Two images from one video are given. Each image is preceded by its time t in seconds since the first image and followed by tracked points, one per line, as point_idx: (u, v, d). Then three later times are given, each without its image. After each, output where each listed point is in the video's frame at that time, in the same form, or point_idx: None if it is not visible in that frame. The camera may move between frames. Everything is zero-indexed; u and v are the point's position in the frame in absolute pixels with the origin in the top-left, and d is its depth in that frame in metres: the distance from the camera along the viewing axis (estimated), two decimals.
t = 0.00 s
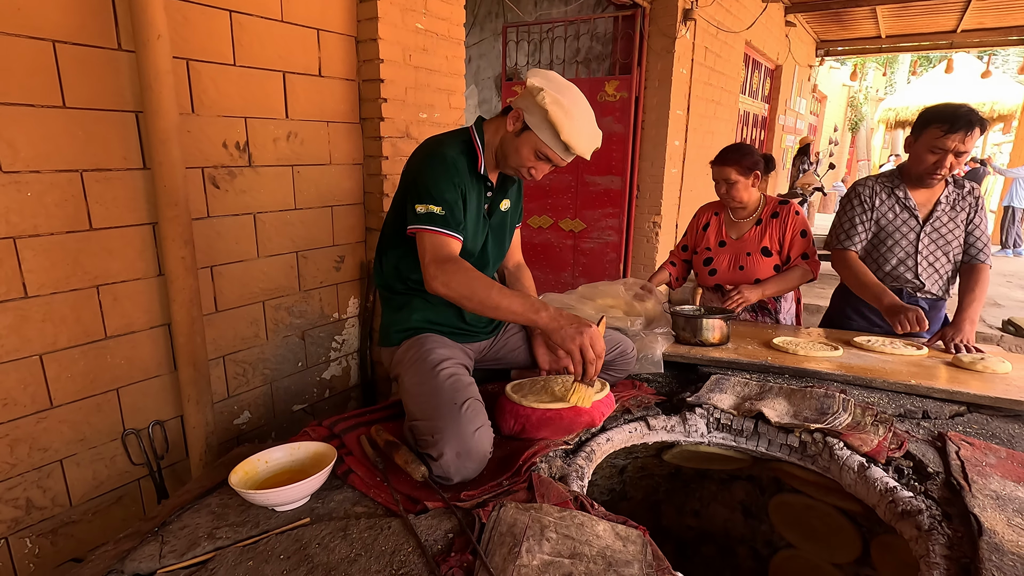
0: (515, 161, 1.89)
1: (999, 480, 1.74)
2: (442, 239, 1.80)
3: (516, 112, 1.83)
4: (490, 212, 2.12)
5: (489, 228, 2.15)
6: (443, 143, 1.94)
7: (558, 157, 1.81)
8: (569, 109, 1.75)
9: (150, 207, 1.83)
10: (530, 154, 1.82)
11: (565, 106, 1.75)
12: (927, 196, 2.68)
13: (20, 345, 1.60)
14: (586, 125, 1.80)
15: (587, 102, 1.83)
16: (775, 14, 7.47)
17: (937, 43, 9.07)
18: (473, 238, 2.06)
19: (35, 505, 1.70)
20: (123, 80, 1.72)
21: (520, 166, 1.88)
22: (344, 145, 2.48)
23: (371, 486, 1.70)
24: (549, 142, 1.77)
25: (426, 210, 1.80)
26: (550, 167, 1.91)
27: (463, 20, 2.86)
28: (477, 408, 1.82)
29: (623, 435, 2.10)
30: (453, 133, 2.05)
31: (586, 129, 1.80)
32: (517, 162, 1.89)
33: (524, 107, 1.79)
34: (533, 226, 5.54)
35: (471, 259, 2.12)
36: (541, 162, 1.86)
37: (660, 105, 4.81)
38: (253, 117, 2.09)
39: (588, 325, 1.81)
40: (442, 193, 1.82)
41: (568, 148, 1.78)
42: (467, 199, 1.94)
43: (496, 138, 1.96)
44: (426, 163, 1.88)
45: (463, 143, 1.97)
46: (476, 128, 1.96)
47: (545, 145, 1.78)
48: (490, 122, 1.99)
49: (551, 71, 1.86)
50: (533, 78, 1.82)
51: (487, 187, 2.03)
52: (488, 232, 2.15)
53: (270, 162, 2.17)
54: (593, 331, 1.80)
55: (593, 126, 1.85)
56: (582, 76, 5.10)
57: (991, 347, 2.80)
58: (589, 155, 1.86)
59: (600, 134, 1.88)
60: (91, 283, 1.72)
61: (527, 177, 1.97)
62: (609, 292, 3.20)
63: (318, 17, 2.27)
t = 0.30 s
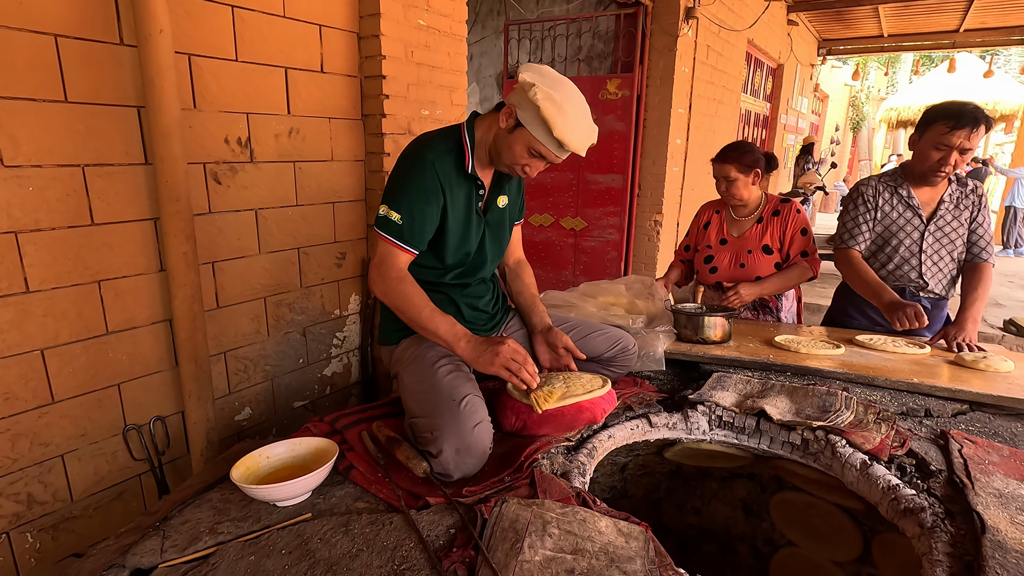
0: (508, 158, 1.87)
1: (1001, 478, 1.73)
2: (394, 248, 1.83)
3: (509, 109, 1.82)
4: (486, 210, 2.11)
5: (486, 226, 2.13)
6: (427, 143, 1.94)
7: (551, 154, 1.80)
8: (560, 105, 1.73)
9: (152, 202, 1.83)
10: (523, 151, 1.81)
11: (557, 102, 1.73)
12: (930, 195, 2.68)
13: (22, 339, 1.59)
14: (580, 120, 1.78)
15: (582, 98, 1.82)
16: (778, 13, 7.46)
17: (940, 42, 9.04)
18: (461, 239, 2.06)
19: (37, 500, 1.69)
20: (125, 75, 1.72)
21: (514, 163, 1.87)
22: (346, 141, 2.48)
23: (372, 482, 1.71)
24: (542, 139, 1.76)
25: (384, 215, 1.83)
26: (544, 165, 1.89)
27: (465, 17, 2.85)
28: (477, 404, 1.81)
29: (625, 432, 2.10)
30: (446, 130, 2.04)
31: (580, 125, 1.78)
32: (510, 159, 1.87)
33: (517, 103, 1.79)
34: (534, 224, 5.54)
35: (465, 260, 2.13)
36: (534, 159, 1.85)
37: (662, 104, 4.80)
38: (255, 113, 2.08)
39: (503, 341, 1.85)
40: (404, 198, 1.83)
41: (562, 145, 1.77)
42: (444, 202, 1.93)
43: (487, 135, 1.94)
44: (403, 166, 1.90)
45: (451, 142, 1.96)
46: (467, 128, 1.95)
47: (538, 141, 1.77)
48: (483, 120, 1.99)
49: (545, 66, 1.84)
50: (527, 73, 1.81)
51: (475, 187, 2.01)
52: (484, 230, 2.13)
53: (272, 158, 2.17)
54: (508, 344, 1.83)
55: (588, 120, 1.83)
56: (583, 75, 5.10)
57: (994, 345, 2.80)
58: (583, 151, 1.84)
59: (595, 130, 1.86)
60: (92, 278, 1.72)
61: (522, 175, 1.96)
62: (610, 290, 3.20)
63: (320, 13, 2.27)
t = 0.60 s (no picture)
0: (499, 157, 1.88)
1: (1002, 477, 1.73)
2: (398, 247, 1.85)
3: (500, 107, 1.81)
4: (483, 207, 2.10)
5: (483, 223, 2.13)
6: (421, 142, 1.94)
7: (541, 153, 1.79)
8: (550, 104, 1.71)
9: (152, 200, 1.82)
10: (513, 149, 1.81)
11: (545, 102, 1.72)
12: (933, 192, 2.67)
13: (22, 336, 1.59)
14: (570, 119, 1.76)
15: (575, 96, 1.81)
16: (779, 12, 7.44)
17: (942, 41, 9.02)
18: (458, 238, 2.06)
19: (37, 497, 1.70)
20: (126, 73, 1.71)
21: (505, 161, 1.87)
22: (346, 139, 2.48)
23: (373, 480, 1.70)
24: (530, 138, 1.75)
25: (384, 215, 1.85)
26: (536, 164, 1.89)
27: (466, 15, 2.84)
28: (477, 402, 1.81)
29: (625, 431, 2.10)
30: (442, 127, 2.03)
31: (570, 124, 1.75)
32: (501, 158, 1.88)
33: (507, 102, 1.77)
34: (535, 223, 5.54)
35: (463, 259, 2.13)
36: (524, 157, 1.84)
37: (664, 102, 4.79)
38: (256, 111, 2.08)
39: (513, 329, 1.82)
40: (402, 198, 1.85)
41: (552, 145, 1.75)
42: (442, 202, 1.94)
43: (480, 133, 1.94)
44: (399, 165, 1.91)
45: (445, 140, 1.95)
46: (460, 127, 1.96)
47: (528, 140, 1.75)
48: (476, 117, 1.99)
49: (535, 64, 1.84)
50: (517, 71, 1.81)
51: (471, 185, 2.00)
52: (482, 228, 2.13)
53: (273, 156, 2.17)
54: (517, 333, 1.79)
55: (581, 120, 1.81)
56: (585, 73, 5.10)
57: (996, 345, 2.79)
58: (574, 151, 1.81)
59: (587, 129, 1.84)
60: (93, 275, 1.72)
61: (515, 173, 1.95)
62: (611, 289, 3.20)
63: (321, 11, 2.26)
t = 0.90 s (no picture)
0: (513, 159, 1.87)
1: (1001, 477, 1.73)
2: (393, 241, 1.85)
3: (512, 109, 1.81)
4: (490, 206, 2.10)
5: (488, 223, 2.12)
6: (428, 139, 1.95)
7: (557, 154, 1.80)
8: (566, 106, 1.73)
9: (151, 198, 1.82)
10: (528, 152, 1.81)
11: (562, 104, 1.73)
12: (931, 192, 2.67)
13: (21, 335, 1.59)
14: (585, 119, 1.78)
15: (586, 97, 1.82)
16: (779, 11, 7.43)
17: (942, 41, 9.00)
18: (462, 235, 2.06)
19: (37, 496, 1.70)
20: (125, 71, 1.71)
21: (519, 163, 1.86)
22: (346, 138, 2.47)
23: (372, 479, 1.70)
24: (547, 140, 1.76)
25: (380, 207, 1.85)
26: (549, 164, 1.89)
27: (465, 13, 2.84)
28: (477, 401, 1.81)
29: (625, 430, 2.10)
30: (450, 126, 2.03)
31: (586, 124, 1.78)
32: (516, 160, 1.87)
33: (521, 104, 1.78)
34: (535, 222, 5.54)
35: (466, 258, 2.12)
36: (540, 159, 1.84)
37: (664, 101, 4.78)
38: (255, 109, 2.08)
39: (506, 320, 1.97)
40: (403, 192, 1.85)
41: (569, 145, 1.77)
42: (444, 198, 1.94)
43: (490, 133, 1.95)
44: (403, 161, 1.91)
45: (453, 138, 1.96)
46: (470, 126, 1.96)
47: (545, 142, 1.77)
48: (486, 117, 1.99)
49: (546, 65, 1.85)
50: (529, 73, 1.81)
51: (478, 184, 2.00)
52: (487, 227, 2.12)
53: (272, 155, 2.17)
54: (512, 322, 1.96)
55: (593, 119, 1.83)
56: (585, 72, 5.09)
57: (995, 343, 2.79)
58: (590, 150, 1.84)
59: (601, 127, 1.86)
60: (92, 274, 1.72)
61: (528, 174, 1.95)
62: (611, 287, 3.19)
63: (321, 9, 2.26)
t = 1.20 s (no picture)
0: (518, 150, 1.87)
1: (1001, 475, 1.73)
2: (449, 243, 1.83)
3: (512, 100, 1.81)
4: (494, 201, 2.10)
5: (493, 217, 2.13)
6: (441, 136, 1.91)
7: (561, 140, 1.80)
8: (566, 90, 1.73)
9: (150, 196, 1.82)
10: (531, 140, 1.81)
11: (562, 89, 1.73)
12: (931, 190, 2.66)
13: (20, 333, 1.59)
14: (586, 103, 1.77)
15: (585, 82, 1.81)
16: (780, 9, 7.42)
17: (943, 39, 8.98)
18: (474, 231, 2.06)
19: (36, 493, 1.70)
20: (124, 68, 1.71)
21: (524, 154, 1.87)
22: (346, 135, 2.47)
23: (371, 476, 1.70)
24: (550, 126, 1.76)
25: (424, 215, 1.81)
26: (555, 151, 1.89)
27: (465, 10, 2.83)
28: (478, 399, 1.81)
29: (624, 428, 2.10)
30: (452, 121, 2.01)
31: (587, 107, 1.77)
32: (520, 150, 1.87)
33: (521, 94, 1.78)
34: (534, 220, 5.54)
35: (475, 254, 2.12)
36: (545, 147, 1.85)
37: (664, 99, 4.77)
38: (254, 107, 2.07)
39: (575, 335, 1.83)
40: (443, 197, 1.82)
41: (572, 130, 1.77)
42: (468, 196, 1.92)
43: (496, 128, 1.94)
44: (426, 161, 1.87)
45: (462, 133, 1.94)
46: (476, 119, 1.94)
47: (547, 129, 1.77)
48: (489, 112, 1.97)
49: (543, 54, 1.84)
50: (525, 63, 1.81)
51: (488, 178, 2.00)
52: (492, 222, 2.13)
53: (271, 152, 2.16)
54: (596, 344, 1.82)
55: (593, 102, 1.82)
56: (585, 70, 5.08)
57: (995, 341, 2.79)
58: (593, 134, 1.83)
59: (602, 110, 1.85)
60: (92, 272, 1.71)
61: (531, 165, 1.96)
62: (611, 285, 3.19)
63: (320, 6, 2.25)
